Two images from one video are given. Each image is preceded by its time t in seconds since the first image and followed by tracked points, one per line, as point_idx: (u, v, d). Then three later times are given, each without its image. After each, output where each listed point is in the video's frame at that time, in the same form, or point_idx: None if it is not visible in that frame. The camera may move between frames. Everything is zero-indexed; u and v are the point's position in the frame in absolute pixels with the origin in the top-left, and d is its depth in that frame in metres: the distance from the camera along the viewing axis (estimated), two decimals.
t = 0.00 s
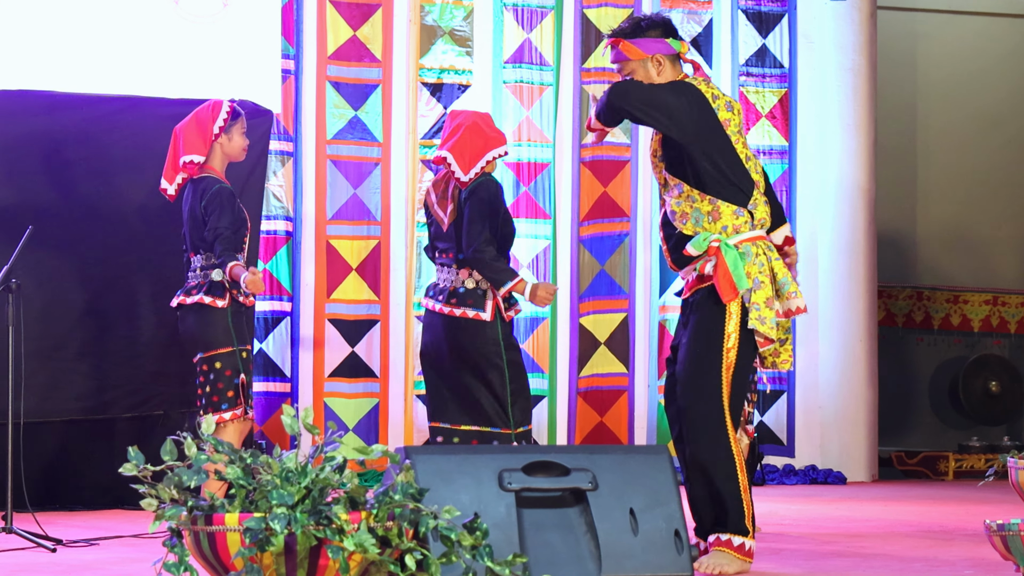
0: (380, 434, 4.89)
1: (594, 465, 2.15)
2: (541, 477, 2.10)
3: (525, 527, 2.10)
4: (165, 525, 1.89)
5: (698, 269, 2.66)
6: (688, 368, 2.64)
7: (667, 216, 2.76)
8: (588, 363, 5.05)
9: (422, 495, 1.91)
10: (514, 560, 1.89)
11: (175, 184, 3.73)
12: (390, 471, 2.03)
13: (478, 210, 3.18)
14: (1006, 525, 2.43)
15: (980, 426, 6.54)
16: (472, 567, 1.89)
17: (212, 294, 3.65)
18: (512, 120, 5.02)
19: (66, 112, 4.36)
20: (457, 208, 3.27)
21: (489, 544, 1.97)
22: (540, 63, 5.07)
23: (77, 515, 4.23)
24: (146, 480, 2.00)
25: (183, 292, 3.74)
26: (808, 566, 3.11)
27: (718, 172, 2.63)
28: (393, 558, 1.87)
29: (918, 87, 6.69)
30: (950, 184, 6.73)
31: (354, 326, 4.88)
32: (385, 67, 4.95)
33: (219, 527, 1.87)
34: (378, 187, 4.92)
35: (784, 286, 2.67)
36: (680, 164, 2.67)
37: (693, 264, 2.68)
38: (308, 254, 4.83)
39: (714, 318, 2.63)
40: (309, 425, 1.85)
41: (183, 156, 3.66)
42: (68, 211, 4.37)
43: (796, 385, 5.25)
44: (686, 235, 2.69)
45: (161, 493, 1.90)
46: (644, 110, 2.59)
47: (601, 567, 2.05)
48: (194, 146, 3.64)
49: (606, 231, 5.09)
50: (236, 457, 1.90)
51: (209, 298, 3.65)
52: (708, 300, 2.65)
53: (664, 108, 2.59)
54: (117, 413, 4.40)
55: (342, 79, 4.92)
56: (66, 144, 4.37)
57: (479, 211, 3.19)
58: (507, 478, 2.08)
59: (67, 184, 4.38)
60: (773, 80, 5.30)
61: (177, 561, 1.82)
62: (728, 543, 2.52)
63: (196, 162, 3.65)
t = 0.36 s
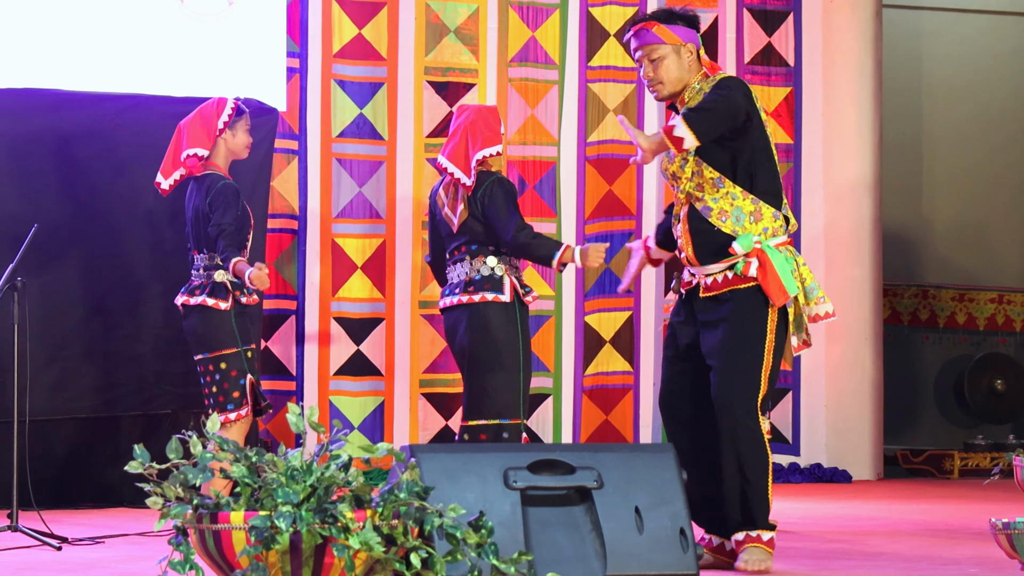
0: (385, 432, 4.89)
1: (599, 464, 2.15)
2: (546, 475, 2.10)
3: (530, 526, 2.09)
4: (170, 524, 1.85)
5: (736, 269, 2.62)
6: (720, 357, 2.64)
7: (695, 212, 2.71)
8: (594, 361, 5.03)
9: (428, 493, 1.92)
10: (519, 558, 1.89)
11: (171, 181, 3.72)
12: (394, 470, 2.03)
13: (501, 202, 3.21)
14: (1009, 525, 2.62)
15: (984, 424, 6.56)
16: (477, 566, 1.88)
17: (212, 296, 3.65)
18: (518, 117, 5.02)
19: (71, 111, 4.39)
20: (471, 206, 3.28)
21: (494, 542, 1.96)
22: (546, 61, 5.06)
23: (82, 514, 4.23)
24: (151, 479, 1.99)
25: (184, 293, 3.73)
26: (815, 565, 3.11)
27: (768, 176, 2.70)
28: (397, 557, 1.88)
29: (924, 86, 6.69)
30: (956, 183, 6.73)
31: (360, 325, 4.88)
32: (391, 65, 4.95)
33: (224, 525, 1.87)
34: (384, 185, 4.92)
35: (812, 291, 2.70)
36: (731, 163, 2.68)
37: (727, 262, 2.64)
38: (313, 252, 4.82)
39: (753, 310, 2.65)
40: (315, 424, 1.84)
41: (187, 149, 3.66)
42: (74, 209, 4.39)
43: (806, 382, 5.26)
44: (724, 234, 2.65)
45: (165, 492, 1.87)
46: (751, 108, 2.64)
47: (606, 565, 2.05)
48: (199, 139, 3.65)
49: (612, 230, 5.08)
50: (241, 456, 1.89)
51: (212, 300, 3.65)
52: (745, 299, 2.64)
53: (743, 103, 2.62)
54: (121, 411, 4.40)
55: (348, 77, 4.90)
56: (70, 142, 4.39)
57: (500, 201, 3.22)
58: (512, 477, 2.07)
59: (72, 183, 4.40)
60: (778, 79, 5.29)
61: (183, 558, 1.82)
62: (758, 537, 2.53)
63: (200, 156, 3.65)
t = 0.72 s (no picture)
0: (387, 434, 4.89)
1: (601, 466, 2.14)
2: (547, 477, 2.11)
3: (531, 528, 2.09)
4: (171, 526, 1.87)
5: (775, 266, 2.67)
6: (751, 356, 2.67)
7: (728, 210, 2.70)
8: (595, 364, 5.03)
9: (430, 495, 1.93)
10: (520, 561, 1.89)
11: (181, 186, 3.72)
12: (397, 472, 2.04)
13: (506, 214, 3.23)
14: (1012, 527, 2.62)
15: (986, 426, 6.56)
16: (479, 568, 1.90)
17: (208, 308, 3.66)
18: (519, 120, 5.02)
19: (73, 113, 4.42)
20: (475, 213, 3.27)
21: (496, 544, 1.97)
22: (548, 64, 5.06)
23: (83, 516, 4.23)
24: (151, 481, 1.99)
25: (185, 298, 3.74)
26: (817, 568, 3.10)
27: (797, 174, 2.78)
28: (399, 559, 1.87)
29: (926, 88, 6.69)
30: (957, 183, 6.73)
31: (362, 328, 4.88)
32: (392, 68, 4.95)
33: (225, 527, 1.87)
34: (385, 188, 4.92)
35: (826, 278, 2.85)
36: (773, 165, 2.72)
37: (762, 260, 2.68)
38: (315, 255, 4.82)
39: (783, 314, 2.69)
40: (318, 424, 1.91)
41: (190, 153, 3.66)
42: (77, 211, 4.41)
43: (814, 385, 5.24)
44: (762, 232, 2.70)
45: (167, 494, 1.89)
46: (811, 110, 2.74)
47: (607, 568, 2.05)
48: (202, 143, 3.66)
49: (615, 232, 5.10)
50: (243, 458, 1.90)
51: (207, 312, 3.66)
52: (785, 295, 2.69)
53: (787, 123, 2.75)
54: (123, 413, 4.41)
55: (349, 79, 4.90)
56: (72, 144, 4.41)
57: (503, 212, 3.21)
58: (513, 479, 2.08)
59: (74, 185, 4.42)
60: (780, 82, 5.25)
61: (184, 561, 1.83)
62: (782, 542, 2.52)
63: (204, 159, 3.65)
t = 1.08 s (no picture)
0: (389, 442, 4.89)
1: (604, 474, 2.14)
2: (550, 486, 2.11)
3: (534, 536, 2.09)
4: (175, 534, 1.91)
5: (804, 268, 2.68)
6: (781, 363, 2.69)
7: (773, 211, 2.69)
8: (598, 371, 5.03)
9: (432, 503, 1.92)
10: (523, 568, 1.88)
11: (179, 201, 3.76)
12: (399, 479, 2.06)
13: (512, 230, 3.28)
14: (1015, 535, 2.64)
15: (988, 434, 6.55)
16: None
17: (207, 303, 3.68)
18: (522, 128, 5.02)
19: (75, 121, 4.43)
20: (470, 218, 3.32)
21: (498, 551, 1.96)
22: (550, 72, 5.05)
23: (85, 523, 4.23)
24: (155, 487, 2.04)
25: (189, 304, 3.77)
26: None
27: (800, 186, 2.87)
28: (401, 567, 1.89)
29: (928, 95, 6.69)
30: (959, 189, 6.73)
31: (365, 335, 4.88)
32: (395, 75, 4.95)
33: (226, 535, 1.89)
34: (388, 194, 4.92)
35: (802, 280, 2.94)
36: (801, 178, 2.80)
37: (791, 262, 2.69)
38: (318, 263, 4.82)
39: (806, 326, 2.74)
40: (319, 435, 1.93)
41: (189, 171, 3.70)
42: (79, 218, 4.42)
43: (831, 392, 5.21)
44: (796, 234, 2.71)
45: (169, 501, 1.93)
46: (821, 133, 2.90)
47: None
48: (199, 162, 3.68)
49: (617, 240, 5.10)
50: (245, 466, 1.92)
51: (207, 306, 3.67)
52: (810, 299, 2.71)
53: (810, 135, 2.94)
54: (125, 421, 4.41)
55: (352, 87, 4.91)
56: (74, 152, 4.43)
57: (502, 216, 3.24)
58: (516, 487, 2.08)
59: (76, 192, 4.43)
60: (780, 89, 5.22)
61: (186, 569, 1.85)
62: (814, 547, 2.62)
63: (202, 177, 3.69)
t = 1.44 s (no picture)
0: (388, 445, 4.89)
1: (603, 478, 2.14)
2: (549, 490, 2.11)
3: (534, 540, 2.09)
4: (174, 538, 1.90)
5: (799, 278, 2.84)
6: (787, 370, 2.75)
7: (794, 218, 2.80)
8: (598, 375, 5.04)
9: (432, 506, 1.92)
10: (522, 571, 1.88)
11: (180, 202, 3.77)
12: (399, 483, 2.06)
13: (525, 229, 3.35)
14: (1016, 539, 2.63)
15: (988, 438, 6.55)
16: None
17: (204, 321, 3.67)
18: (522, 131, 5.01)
19: (75, 125, 4.44)
20: (475, 217, 3.40)
21: (497, 554, 1.96)
22: (550, 76, 5.06)
23: (85, 527, 4.23)
24: (153, 492, 2.03)
25: (189, 314, 3.76)
26: None
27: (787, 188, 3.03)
28: (401, 570, 1.89)
29: (928, 98, 6.70)
30: (958, 193, 6.73)
31: (364, 339, 4.88)
32: (394, 79, 4.95)
33: (226, 539, 1.89)
34: (388, 198, 4.92)
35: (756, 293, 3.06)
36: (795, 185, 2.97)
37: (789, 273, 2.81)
38: (318, 267, 4.83)
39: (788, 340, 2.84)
40: (318, 439, 1.94)
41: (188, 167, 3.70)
42: (78, 222, 4.42)
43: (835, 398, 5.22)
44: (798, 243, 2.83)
45: (168, 505, 1.93)
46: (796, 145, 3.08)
47: None
48: (197, 158, 3.69)
49: (616, 244, 5.09)
50: (244, 469, 1.92)
51: (204, 326, 3.66)
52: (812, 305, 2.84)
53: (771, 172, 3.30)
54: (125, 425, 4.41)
55: (351, 91, 4.91)
56: (74, 156, 4.43)
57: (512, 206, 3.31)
58: (515, 491, 2.08)
59: (75, 196, 4.43)
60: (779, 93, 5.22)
61: (185, 573, 1.87)
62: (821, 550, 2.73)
63: (199, 173, 3.68)
